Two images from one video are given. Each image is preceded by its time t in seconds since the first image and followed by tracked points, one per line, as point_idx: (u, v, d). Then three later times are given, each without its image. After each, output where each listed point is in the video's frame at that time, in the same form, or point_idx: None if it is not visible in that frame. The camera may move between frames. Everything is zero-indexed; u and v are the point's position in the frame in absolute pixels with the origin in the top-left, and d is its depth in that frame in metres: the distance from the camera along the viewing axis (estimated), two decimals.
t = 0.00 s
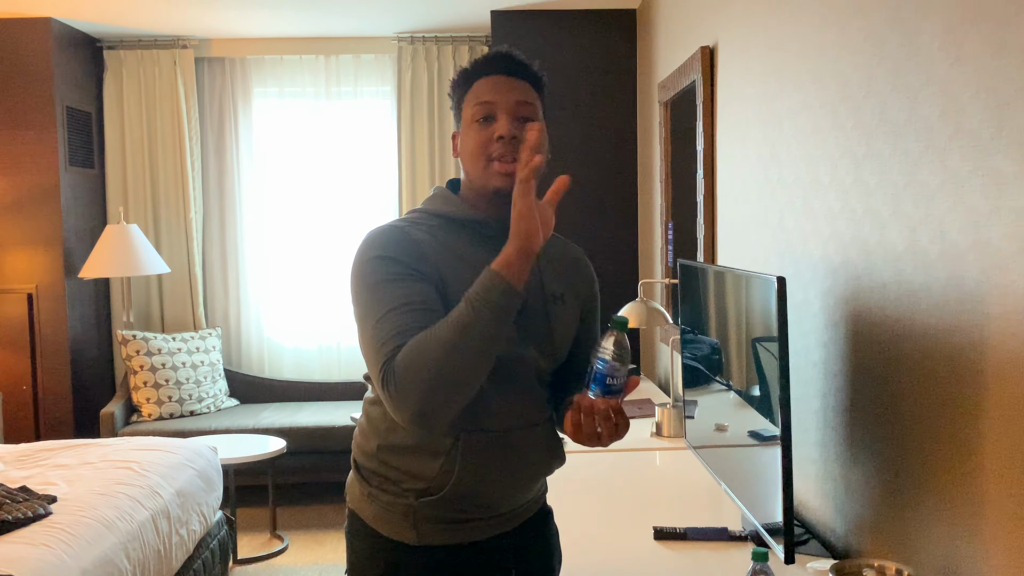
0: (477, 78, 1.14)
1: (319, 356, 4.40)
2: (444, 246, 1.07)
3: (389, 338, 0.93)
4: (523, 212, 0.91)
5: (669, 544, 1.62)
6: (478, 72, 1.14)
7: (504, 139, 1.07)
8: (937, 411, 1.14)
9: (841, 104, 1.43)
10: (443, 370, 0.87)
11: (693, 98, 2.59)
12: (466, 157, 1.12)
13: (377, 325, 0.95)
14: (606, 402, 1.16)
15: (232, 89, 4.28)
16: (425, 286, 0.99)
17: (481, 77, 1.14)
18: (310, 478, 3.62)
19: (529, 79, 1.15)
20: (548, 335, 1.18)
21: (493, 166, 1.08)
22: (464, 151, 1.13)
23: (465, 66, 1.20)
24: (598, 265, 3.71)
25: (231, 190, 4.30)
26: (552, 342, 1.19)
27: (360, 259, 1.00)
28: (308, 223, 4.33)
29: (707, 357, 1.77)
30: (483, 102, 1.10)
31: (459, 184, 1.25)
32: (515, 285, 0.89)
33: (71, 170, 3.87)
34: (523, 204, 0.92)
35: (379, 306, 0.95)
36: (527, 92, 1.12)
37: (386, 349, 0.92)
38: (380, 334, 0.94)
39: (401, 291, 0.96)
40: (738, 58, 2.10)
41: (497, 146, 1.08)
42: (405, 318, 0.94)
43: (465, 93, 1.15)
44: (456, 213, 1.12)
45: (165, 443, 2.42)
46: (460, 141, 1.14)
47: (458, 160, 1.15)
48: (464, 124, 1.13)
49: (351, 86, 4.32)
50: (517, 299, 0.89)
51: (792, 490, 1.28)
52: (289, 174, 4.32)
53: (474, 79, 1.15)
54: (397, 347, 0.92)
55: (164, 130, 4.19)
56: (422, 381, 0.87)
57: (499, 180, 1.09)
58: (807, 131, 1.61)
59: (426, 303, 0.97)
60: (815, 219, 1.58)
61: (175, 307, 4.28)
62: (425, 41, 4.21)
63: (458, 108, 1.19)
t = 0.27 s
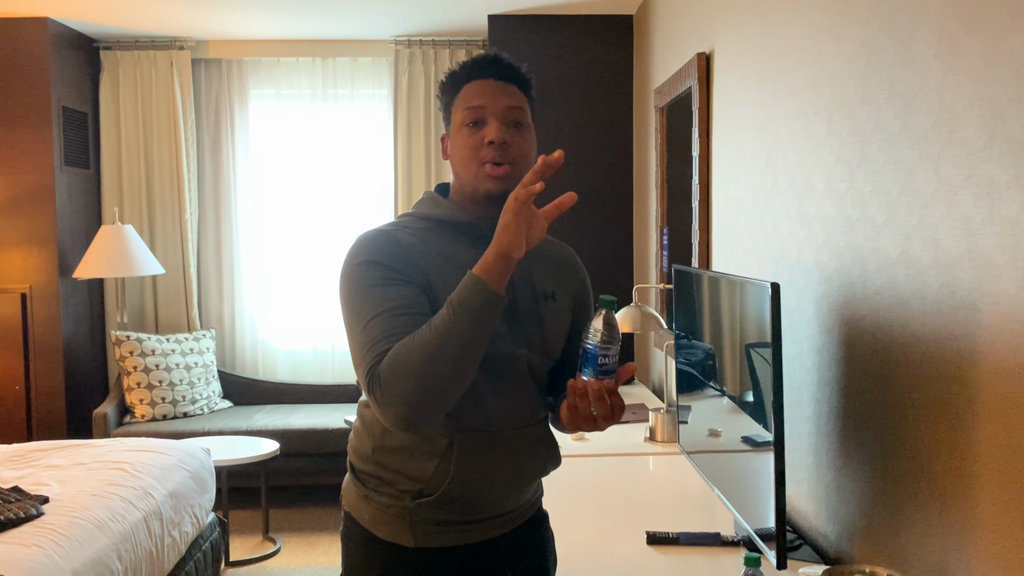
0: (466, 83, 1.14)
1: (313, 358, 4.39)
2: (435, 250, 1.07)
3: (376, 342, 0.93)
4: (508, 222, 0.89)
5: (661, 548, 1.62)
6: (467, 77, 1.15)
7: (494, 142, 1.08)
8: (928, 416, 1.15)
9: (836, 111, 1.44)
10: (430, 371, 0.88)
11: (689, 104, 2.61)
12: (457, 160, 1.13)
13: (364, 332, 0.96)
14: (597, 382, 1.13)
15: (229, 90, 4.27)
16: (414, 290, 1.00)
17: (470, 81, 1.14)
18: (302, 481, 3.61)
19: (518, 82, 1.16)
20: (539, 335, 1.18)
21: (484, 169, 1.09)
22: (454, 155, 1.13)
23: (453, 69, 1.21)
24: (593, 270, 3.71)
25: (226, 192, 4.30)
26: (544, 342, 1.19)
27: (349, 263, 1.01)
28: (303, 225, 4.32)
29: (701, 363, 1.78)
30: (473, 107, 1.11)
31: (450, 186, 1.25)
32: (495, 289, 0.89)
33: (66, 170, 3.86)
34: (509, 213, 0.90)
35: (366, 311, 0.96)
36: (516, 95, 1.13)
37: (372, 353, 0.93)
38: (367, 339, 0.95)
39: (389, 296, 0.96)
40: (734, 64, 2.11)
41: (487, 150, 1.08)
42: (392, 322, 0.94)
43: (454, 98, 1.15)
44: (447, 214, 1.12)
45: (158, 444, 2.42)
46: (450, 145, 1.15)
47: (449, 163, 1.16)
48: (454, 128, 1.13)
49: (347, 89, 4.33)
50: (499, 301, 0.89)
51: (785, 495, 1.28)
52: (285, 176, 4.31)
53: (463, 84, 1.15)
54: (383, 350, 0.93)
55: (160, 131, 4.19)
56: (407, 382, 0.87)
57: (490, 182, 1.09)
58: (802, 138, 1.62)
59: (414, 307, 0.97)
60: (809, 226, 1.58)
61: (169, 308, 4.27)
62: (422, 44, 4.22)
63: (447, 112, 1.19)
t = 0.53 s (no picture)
0: (462, 85, 1.14)
1: (311, 359, 4.39)
2: (429, 253, 1.08)
3: (367, 351, 0.96)
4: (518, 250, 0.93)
5: (658, 551, 1.62)
6: (462, 80, 1.15)
7: (490, 145, 1.08)
8: (923, 420, 1.16)
9: (834, 115, 1.45)
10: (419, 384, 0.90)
11: (687, 107, 2.61)
12: (453, 162, 1.13)
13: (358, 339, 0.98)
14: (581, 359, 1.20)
15: (228, 91, 4.28)
16: (407, 296, 1.00)
17: (466, 84, 1.14)
18: (299, 482, 3.61)
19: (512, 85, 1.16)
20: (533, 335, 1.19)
21: (480, 172, 1.09)
22: (450, 157, 1.13)
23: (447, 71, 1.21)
24: (591, 272, 3.72)
25: (224, 192, 4.30)
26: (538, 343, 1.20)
27: (344, 267, 1.02)
28: (302, 226, 4.33)
29: (698, 366, 1.78)
30: (469, 109, 1.11)
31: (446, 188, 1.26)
32: (494, 315, 0.91)
33: (64, 170, 3.86)
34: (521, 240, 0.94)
35: (360, 316, 0.98)
36: (511, 98, 1.13)
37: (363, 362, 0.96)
38: (360, 346, 0.97)
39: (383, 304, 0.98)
40: (732, 68, 2.11)
41: (484, 152, 1.08)
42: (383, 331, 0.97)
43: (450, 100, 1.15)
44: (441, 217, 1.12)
45: (155, 444, 2.41)
46: (445, 147, 1.15)
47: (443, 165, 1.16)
48: (450, 130, 1.13)
49: (346, 91, 4.33)
50: (496, 327, 0.91)
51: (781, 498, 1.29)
52: (283, 177, 4.32)
53: (459, 86, 1.15)
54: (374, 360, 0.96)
55: (159, 131, 4.19)
56: (399, 396, 0.90)
57: (486, 184, 1.10)
58: (800, 142, 1.63)
59: (406, 315, 0.99)
60: (807, 230, 1.59)
61: (167, 308, 4.27)
62: (421, 46, 4.22)
63: (442, 113, 1.19)
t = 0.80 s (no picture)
0: (475, 96, 1.16)
1: (310, 359, 4.40)
2: (437, 258, 1.09)
3: (393, 358, 0.93)
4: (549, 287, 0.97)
5: (657, 552, 1.62)
6: (475, 91, 1.16)
7: (514, 150, 1.09)
8: (922, 421, 1.16)
9: (834, 115, 1.45)
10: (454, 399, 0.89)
11: (687, 108, 2.61)
12: (469, 168, 1.12)
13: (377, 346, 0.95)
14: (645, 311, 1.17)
15: (227, 91, 4.28)
16: (421, 302, 1.00)
17: (480, 94, 1.16)
18: (298, 482, 3.61)
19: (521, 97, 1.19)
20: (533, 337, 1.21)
21: (502, 177, 1.09)
22: (466, 163, 1.13)
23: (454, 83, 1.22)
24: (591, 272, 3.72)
25: (224, 192, 4.30)
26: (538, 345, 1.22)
27: (358, 273, 1.00)
28: (301, 226, 4.33)
29: (697, 366, 1.78)
30: (489, 116, 1.12)
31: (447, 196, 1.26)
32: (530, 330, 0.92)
33: (64, 169, 3.85)
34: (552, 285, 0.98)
35: (380, 323, 0.95)
36: (527, 110, 1.15)
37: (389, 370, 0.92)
38: (383, 353, 0.94)
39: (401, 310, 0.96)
40: (732, 69, 2.12)
41: (507, 158, 1.09)
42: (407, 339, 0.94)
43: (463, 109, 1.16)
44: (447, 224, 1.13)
45: (154, 444, 2.41)
46: (459, 153, 1.14)
47: (457, 172, 1.15)
48: (468, 136, 1.12)
49: (346, 90, 4.33)
50: (532, 340, 0.92)
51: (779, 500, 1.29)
52: (283, 177, 4.31)
53: (472, 96, 1.16)
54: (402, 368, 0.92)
55: (159, 130, 4.19)
56: (439, 399, 0.89)
57: (508, 189, 1.10)
58: (800, 143, 1.63)
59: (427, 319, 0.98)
60: (806, 231, 1.59)
61: (166, 308, 4.26)
62: (421, 46, 4.22)
63: (450, 122, 1.19)
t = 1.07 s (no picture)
0: (483, 84, 1.13)
1: (311, 357, 4.40)
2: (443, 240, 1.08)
3: (439, 284, 0.87)
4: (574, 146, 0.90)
5: (658, 550, 1.62)
6: (483, 79, 1.13)
7: (516, 143, 1.07)
8: (925, 418, 1.16)
9: (836, 114, 1.45)
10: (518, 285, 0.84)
11: (688, 106, 2.61)
12: (470, 156, 1.10)
13: (411, 287, 0.89)
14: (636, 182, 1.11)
15: (228, 89, 4.27)
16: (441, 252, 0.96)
17: (487, 83, 1.13)
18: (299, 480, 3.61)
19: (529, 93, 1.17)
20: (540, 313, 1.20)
21: (502, 168, 1.08)
22: (467, 151, 1.11)
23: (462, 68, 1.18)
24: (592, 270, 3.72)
25: (225, 190, 4.30)
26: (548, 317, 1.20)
27: (372, 245, 0.97)
28: (302, 224, 4.33)
29: (698, 365, 1.78)
30: (494, 107, 1.09)
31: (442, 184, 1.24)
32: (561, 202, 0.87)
33: (65, 167, 3.86)
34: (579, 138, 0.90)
35: (412, 269, 0.90)
36: (532, 104, 1.13)
37: (441, 295, 0.86)
38: (425, 291, 0.87)
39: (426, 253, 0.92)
40: (734, 66, 2.11)
41: (507, 150, 1.07)
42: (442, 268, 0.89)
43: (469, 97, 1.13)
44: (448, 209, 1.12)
45: (155, 441, 2.42)
46: (460, 141, 1.12)
47: (457, 158, 1.13)
48: (470, 124, 1.10)
49: (347, 89, 4.33)
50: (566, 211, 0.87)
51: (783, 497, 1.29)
52: (284, 175, 4.31)
53: (479, 85, 1.13)
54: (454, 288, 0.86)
55: (160, 128, 4.19)
56: (504, 282, 0.83)
57: (505, 181, 1.08)
58: (801, 141, 1.63)
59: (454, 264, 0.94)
60: (808, 229, 1.59)
61: (168, 306, 4.27)
62: (422, 44, 4.22)
63: (453, 108, 1.16)
